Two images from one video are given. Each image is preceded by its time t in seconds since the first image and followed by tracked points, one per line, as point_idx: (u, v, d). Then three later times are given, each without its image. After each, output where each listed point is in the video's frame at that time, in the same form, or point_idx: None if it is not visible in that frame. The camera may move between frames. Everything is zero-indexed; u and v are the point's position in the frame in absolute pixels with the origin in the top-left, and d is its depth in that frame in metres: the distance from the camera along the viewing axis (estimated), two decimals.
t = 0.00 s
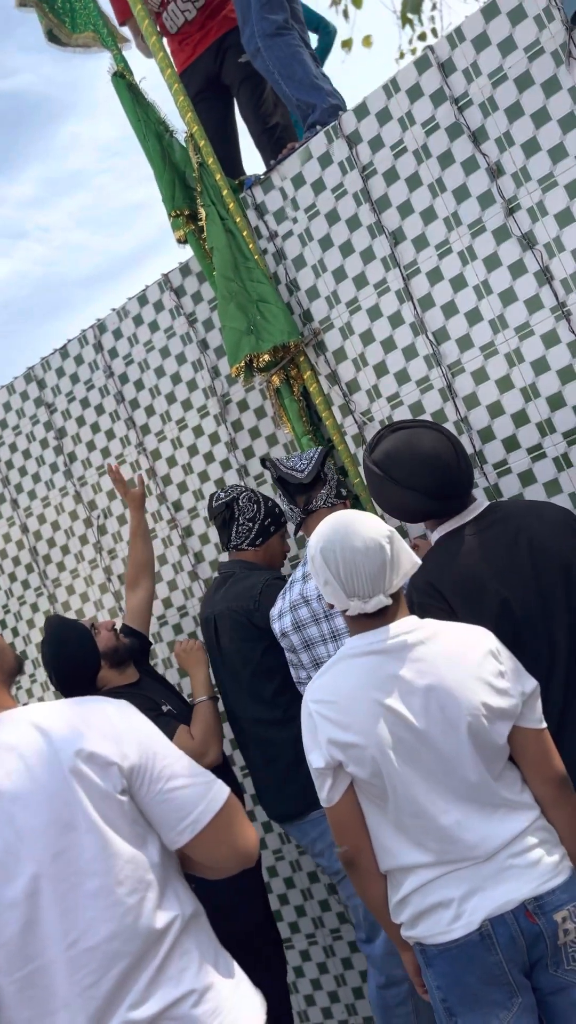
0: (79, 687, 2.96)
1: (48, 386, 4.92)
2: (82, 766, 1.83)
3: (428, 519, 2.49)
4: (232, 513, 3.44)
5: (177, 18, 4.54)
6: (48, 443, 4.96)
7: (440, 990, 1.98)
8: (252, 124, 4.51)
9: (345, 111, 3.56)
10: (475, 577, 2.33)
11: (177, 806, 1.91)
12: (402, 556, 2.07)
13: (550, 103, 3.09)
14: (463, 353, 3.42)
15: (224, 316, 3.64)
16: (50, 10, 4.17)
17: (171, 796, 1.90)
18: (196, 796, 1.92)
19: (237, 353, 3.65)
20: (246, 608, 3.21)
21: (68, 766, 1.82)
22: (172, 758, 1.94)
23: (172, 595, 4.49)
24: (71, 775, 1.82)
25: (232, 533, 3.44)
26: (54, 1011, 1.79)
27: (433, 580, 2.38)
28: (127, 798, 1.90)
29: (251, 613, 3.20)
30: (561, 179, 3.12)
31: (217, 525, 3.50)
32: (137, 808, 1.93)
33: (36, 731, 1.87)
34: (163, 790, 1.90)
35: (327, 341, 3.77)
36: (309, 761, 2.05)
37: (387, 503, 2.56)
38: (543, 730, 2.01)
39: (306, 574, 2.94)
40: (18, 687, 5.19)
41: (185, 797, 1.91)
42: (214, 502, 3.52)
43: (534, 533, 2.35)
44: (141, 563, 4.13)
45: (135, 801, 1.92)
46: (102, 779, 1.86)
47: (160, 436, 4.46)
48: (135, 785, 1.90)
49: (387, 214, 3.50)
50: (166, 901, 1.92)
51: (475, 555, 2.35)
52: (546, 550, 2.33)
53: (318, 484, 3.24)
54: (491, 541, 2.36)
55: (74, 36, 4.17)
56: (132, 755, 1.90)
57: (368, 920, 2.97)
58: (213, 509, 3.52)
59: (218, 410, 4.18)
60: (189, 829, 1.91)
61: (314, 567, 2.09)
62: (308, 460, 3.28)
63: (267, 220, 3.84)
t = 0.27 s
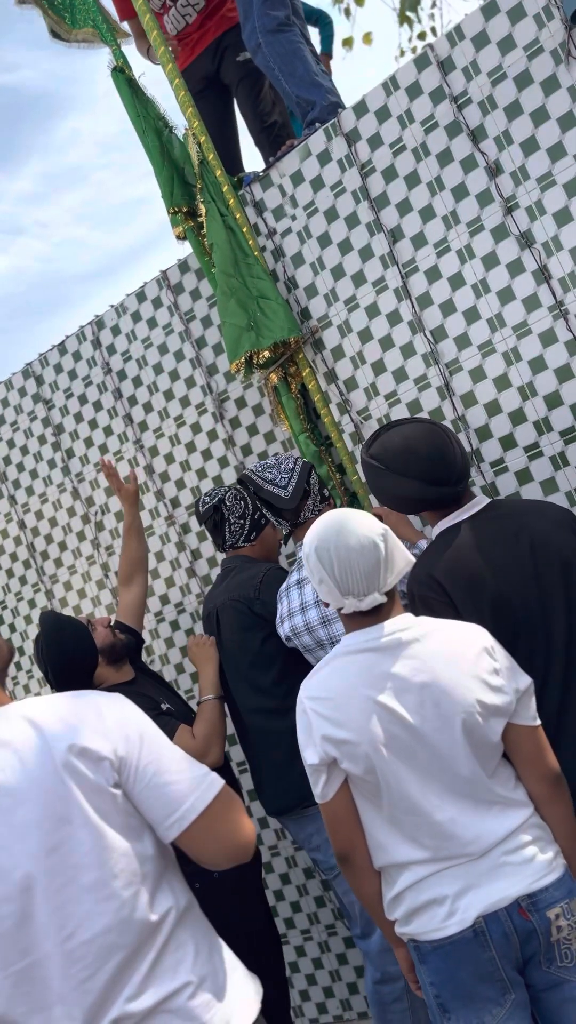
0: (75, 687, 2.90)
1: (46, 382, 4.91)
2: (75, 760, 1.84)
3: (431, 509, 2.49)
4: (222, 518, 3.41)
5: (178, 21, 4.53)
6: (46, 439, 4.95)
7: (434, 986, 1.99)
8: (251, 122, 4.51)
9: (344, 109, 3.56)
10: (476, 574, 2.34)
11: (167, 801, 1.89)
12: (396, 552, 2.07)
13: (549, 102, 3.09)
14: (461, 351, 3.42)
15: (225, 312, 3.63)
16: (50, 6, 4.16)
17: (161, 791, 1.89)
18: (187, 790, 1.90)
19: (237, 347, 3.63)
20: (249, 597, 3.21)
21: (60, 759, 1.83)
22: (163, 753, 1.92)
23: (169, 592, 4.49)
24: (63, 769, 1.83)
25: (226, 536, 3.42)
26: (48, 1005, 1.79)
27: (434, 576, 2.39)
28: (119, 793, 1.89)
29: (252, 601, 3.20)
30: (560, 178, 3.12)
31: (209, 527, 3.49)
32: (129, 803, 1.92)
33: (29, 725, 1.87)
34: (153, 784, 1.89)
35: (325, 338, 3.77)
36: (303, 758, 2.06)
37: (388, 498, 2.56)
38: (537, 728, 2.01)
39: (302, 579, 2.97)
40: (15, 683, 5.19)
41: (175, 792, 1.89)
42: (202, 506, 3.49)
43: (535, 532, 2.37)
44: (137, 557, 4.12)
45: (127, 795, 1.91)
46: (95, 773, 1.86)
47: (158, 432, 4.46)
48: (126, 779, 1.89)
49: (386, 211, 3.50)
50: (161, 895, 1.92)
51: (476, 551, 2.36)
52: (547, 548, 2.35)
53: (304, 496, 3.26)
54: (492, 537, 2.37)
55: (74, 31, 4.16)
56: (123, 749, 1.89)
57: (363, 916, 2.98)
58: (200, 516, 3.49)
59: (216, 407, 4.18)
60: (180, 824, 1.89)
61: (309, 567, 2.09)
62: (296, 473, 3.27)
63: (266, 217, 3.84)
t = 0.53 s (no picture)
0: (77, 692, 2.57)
1: (42, 377, 4.89)
2: (65, 759, 1.83)
3: (431, 496, 2.49)
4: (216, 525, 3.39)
5: (177, 19, 4.53)
6: (42, 435, 4.94)
7: (427, 985, 1.99)
8: (249, 119, 4.50)
9: (342, 105, 3.54)
10: (475, 572, 2.35)
11: (158, 798, 1.88)
12: (392, 552, 2.07)
13: (547, 100, 3.09)
14: (457, 349, 3.42)
15: (221, 309, 3.62)
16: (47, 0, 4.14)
17: (152, 788, 1.88)
18: (178, 787, 1.89)
19: (234, 346, 3.62)
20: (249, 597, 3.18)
21: (51, 758, 1.83)
22: (154, 750, 1.91)
23: (164, 588, 4.48)
24: (54, 768, 1.83)
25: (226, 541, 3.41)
26: (41, 1003, 1.79)
27: (432, 572, 2.40)
28: (110, 791, 1.88)
29: (252, 600, 3.17)
30: (557, 176, 3.12)
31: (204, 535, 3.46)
32: (121, 800, 1.92)
33: (19, 725, 1.87)
34: (144, 782, 1.88)
35: (322, 335, 3.76)
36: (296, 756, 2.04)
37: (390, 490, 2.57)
38: (531, 726, 2.02)
39: (296, 582, 2.97)
40: (9, 679, 5.18)
41: (166, 789, 1.89)
42: (193, 514, 3.47)
43: (535, 532, 2.38)
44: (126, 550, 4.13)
45: (118, 793, 1.90)
46: (85, 772, 1.85)
47: (154, 429, 4.45)
48: (117, 777, 1.88)
49: (383, 209, 3.49)
50: (154, 892, 1.92)
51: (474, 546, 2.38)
52: (546, 545, 2.37)
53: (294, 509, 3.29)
54: (491, 534, 2.39)
55: (71, 25, 4.14)
56: (114, 748, 1.88)
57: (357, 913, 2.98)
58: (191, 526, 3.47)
59: (212, 404, 4.18)
60: (172, 821, 1.89)
61: (303, 564, 2.09)
62: (284, 488, 3.29)
63: (263, 214, 3.82)
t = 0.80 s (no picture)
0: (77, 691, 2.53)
1: (38, 374, 4.88)
2: (59, 756, 1.83)
3: (433, 486, 2.51)
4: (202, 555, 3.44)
5: (173, 16, 4.50)
6: (38, 431, 4.93)
7: (422, 982, 1.99)
8: (247, 116, 4.49)
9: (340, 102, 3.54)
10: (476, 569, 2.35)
11: (151, 795, 1.88)
12: (395, 561, 2.05)
13: (545, 98, 3.08)
14: (454, 347, 3.42)
15: (214, 307, 3.63)
16: None
17: (146, 785, 1.88)
18: (171, 784, 1.89)
19: (226, 342, 3.62)
20: (239, 602, 3.19)
21: (44, 756, 1.82)
22: (147, 747, 1.91)
23: (160, 585, 4.48)
24: (47, 765, 1.83)
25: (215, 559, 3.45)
26: (35, 1000, 1.79)
27: (432, 568, 2.39)
28: (104, 788, 1.88)
29: (243, 606, 3.18)
30: (555, 174, 3.11)
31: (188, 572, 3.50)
32: (115, 797, 1.92)
33: (13, 721, 1.87)
34: (136, 779, 1.88)
35: (319, 333, 3.76)
36: (290, 753, 2.06)
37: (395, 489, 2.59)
38: (523, 722, 2.04)
39: (293, 583, 2.96)
40: (5, 675, 5.18)
41: (159, 786, 1.89)
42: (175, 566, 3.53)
43: (534, 528, 2.40)
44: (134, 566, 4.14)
45: (112, 790, 1.90)
46: (78, 769, 1.85)
47: (150, 426, 4.44)
48: (110, 774, 1.88)
49: (381, 206, 3.49)
50: (149, 889, 1.92)
51: (474, 543, 2.38)
52: (544, 543, 2.38)
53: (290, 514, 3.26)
54: (491, 530, 2.40)
55: (67, 21, 4.13)
56: (107, 745, 1.88)
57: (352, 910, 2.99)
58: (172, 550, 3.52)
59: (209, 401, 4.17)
60: (165, 818, 1.89)
61: (306, 574, 2.05)
62: (278, 500, 3.25)
63: (260, 211, 3.82)
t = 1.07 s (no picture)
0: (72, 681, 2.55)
1: (34, 367, 4.87)
2: (52, 750, 1.82)
3: (430, 476, 2.51)
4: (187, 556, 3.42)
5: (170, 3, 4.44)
6: (33, 425, 4.92)
7: (415, 976, 1.99)
8: (244, 109, 4.47)
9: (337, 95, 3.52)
10: (473, 563, 2.36)
11: (144, 790, 1.88)
12: (395, 561, 2.05)
13: (542, 91, 3.07)
14: (451, 342, 3.41)
15: (207, 302, 3.62)
16: None
17: (139, 780, 1.88)
18: (165, 779, 1.89)
19: (221, 337, 3.61)
20: (230, 605, 3.19)
21: (38, 750, 1.82)
22: (141, 742, 1.91)
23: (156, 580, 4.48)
24: (41, 759, 1.82)
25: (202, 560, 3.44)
26: (28, 994, 1.79)
27: (429, 561, 2.39)
28: (97, 782, 1.88)
29: (236, 609, 3.18)
30: (552, 168, 3.11)
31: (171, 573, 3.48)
32: (107, 791, 1.91)
33: (6, 714, 1.86)
34: (130, 774, 1.88)
35: (315, 327, 3.75)
36: (284, 747, 2.06)
37: (394, 480, 2.59)
38: (517, 716, 2.04)
39: (289, 576, 2.95)
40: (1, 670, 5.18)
41: (153, 781, 1.88)
42: (156, 568, 3.51)
43: (531, 522, 2.40)
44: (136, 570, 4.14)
45: (105, 785, 1.90)
46: (71, 763, 1.84)
47: (146, 419, 4.43)
48: (103, 769, 1.88)
49: (378, 200, 3.48)
50: (142, 884, 1.92)
51: (471, 537, 2.39)
52: (541, 538, 2.38)
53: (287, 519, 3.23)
54: (488, 525, 2.40)
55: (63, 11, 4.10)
56: (101, 740, 1.87)
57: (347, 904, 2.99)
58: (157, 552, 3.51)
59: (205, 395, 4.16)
60: (158, 813, 1.88)
61: (306, 579, 2.03)
62: (274, 507, 3.19)
63: (257, 204, 3.80)
